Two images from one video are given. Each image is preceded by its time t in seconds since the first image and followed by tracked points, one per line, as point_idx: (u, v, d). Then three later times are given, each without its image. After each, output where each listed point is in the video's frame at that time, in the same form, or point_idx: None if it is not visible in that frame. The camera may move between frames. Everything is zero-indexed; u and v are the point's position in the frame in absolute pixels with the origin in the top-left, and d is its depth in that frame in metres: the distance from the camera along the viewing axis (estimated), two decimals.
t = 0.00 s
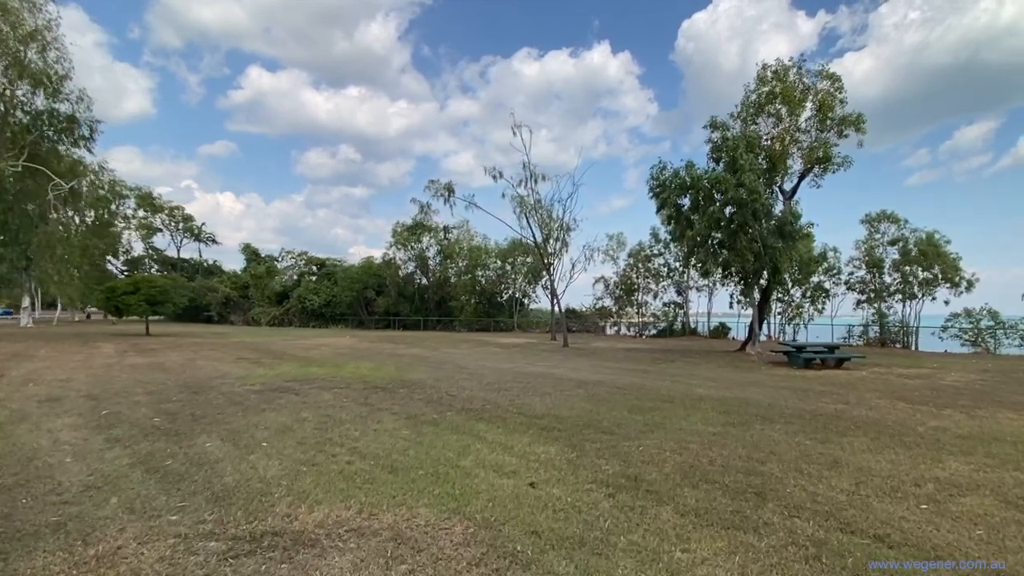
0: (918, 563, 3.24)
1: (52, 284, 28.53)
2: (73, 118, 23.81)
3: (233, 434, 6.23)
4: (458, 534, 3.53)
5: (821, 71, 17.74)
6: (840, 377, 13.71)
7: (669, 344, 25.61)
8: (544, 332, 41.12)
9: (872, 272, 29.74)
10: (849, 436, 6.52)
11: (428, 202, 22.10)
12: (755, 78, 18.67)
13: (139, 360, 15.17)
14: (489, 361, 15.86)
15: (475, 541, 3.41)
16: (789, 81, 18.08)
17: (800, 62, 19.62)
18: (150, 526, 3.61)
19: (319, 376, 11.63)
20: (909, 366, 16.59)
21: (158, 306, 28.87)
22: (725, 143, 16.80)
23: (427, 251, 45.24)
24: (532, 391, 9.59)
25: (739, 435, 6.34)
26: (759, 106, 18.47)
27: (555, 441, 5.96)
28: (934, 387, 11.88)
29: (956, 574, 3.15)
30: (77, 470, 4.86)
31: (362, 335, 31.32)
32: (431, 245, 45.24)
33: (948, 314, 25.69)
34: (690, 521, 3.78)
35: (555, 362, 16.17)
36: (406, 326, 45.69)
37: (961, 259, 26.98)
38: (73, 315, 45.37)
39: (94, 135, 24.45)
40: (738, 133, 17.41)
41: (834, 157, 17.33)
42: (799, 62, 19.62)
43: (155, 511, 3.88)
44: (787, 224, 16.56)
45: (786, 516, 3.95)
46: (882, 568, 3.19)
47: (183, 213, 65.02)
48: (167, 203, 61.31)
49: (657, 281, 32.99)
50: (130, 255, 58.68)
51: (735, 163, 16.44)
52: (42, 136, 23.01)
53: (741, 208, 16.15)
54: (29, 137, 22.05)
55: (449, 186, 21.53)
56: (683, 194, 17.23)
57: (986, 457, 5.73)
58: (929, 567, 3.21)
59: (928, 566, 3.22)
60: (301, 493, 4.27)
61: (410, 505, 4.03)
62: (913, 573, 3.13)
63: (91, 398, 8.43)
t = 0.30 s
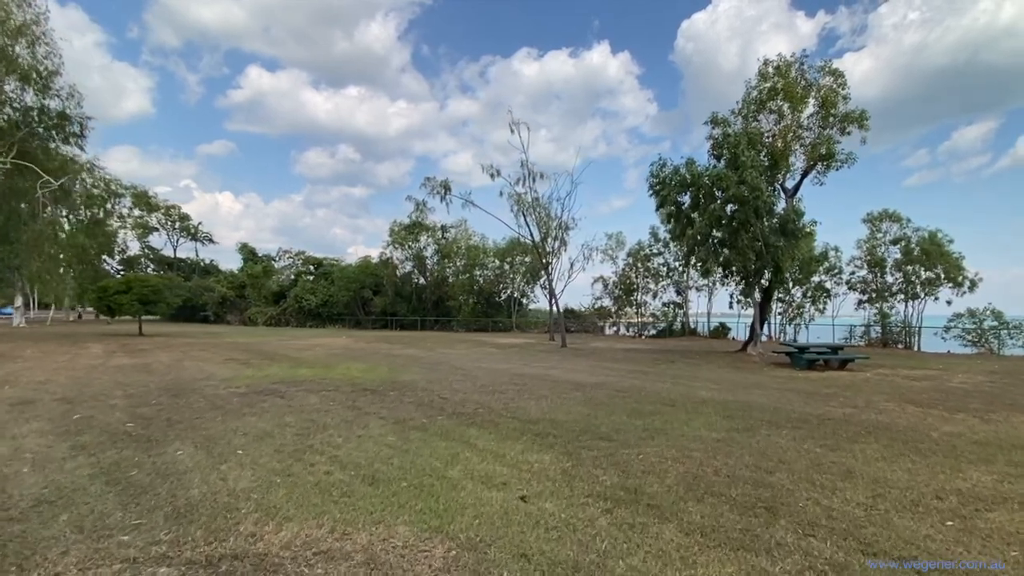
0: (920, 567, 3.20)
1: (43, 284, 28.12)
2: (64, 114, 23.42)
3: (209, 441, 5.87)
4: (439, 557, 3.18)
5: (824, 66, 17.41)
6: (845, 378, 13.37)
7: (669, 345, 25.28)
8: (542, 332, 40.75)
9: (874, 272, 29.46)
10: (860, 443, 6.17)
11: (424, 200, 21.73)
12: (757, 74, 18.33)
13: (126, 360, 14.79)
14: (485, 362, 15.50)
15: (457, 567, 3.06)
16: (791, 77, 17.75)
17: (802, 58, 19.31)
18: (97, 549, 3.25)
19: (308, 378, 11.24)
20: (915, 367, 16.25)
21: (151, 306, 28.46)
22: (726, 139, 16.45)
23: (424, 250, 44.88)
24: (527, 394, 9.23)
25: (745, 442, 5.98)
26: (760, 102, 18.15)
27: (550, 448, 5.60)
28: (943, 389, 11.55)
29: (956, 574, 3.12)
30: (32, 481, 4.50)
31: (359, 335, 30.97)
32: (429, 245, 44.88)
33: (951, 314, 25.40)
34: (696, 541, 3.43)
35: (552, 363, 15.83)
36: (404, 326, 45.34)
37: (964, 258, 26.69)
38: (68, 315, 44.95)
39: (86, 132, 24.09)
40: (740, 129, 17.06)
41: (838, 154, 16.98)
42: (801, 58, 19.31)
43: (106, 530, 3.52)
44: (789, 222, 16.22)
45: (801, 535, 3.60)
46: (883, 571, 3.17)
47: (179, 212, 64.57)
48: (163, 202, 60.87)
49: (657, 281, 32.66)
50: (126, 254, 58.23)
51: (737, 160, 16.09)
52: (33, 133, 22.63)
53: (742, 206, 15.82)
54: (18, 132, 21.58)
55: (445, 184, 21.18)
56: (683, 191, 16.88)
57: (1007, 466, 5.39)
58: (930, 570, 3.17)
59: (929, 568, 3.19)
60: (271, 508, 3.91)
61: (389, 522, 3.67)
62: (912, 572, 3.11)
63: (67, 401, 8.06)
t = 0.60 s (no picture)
0: (918, 564, 3.21)
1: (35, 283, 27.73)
2: (54, 111, 23.07)
3: (182, 449, 5.52)
4: None
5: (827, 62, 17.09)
6: (850, 380, 13.03)
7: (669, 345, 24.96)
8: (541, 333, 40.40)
9: (876, 272, 29.15)
10: (874, 452, 5.81)
11: (419, 198, 21.38)
12: (758, 70, 17.99)
13: (113, 362, 14.43)
14: (481, 364, 15.14)
15: None
16: (794, 73, 17.40)
17: (804, 54, 19.00)
18: None
19: (297, 380, 10.89)
20: (920, 369, 15.91)
21: (144, 306, 28.10)
22: (727, 135, 16.13)
23: (422, 250, 44.58)
24: (522, 398, 8.87)
25: (752, 451, 5.62)
26: (762, 99, 17.83)
27: (544, 459, 5.24)
28: (951, 392, 11.20)
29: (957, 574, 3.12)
30: None
31: (355, 335, 30.70)
32: (427, 244, 44.58)
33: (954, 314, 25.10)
34: (704, 569, 3.08)
35: (550, 364, 15.48)
36: (401, 326, 45.00)
37: (967, 258, 26.37)
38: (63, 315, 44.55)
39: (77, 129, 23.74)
40: (741, 125, 16.72)
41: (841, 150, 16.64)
42: (803, 54, 19.00)
43: (47, 557, 3.17)
44: (792, 220, 15.90)
45: (819, 560, 3.25)
46: (883, 568, 3.17)
47: (176, 211, 64.22)
48: (159, 201, 60.50)
49: (656, 281, 32.33)
50: (122, 253, 57.85)
51: (738, 156, 15.74)
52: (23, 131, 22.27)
53: (744, 204, 15.47)
54: (9, 129, 21.21)
55: (442, 182, 20.84)
56: (684, 189, 16.53)
57: None
58: (929, 567, 3.18)
59: (928, 565, 3.20)
60: (235, 529, 3.55)
61: (363, 546, 3.32)
62: (915, 572, 3.11)
63: (40, 405, 7.70)
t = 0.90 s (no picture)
0: (920, 564, 3.19)
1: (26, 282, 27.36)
2: (45, 108, 22.76)
3: (151, 457, 5.17)
4: None
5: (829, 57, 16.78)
6: (855, 382, 12.71)
7: (669, 346, 24.64)
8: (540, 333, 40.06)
9: (878, 271, 28.86)
10: (886, 459, 5.48)
11: (415, 196, 21.05)
12: (760, 66, 17.68)
13: (100, 362, 14.10)
14: (476, 365, 14.80)
15: None
16: (796, 68, 17.07)
17: (806, 50, 18.70)
18: None
19: (286, 382, 10.54)
20: (926, 370, 15.59)
21: (137, 306, 27.76)
22: (728, 132, 15.82)
23: (420, 250, 44.31)
24: (517, 401, 8.53)
25: (758, 460, 5.29)
26: (764, 96, 17.52)
27: (537, 467, 4.91)
28: (960, 394, 10.87)
29: (956, 574, 3.10)
30: None
31: (352, 336, 30.39)
32: (425, 244, 44.32)
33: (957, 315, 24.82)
34: None
35: (547, 365, 15.16)
36: (399, 326, 44.70)
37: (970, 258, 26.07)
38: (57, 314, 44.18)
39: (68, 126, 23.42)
40: (743, 122, 16.39)
41: (845, 147, 16.30)
42: (805, 50, 18.70)
43: None
44: (795, 218, 15.57)
45: None
46: (884, 569, 3.15)
47: (173, 211, 63.91)
48: (156, 201, 60.17)
49: (656, 281, 32.02)
50: (118, 252, 57.53)
51: (740, 153, 15.42)
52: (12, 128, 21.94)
53: (746, 201, 15.13)
54: None
55: (438, 179, 20.51)
56: (684, 186, 16.21)
57: None
58: (930, 567, 3.15)
59: (930, 566, 3.17)
60: (193, 549, 3.23)
61: (333, 570, 2.99)
62: (916, 573, 3.09)
63: (12, 409, 7.36)
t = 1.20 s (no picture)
0: (919, 565, 3.18)
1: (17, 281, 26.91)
2: (35, 105, 22.38)
3: (116, 468, 4.80)
4: None
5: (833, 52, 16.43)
6: (861, 384, 12.35)
7: (669, 346, 24.29)
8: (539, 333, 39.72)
9: (881, 271, 28.52)
10: (904, 469, 5.13)
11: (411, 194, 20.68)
12: (763, 61, 17.35)
13: (85, 363, 13.71)
14: (472, 366, 14.43)
15: None
16: (799, 63, 16.72)
17: (809, 46, 18.36)
18: None
19: (274, 384, 10.18)
20: (932, 371, 15.24)
21: (131, 306, 27.36)
22: (730, 128, 15.46)
23: (418, 249, 43.93)
24: (512, 405, 8.16)
25: (767, 471, 4.93)
26: (766, 92, 17.16)
27: (530, 480, 4.55)
28: (971, 397, 10.52)
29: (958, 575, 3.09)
30: None
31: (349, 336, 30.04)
32: (423, 243, 43.94)
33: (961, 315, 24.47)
34: None
35: (545, 366, 14.83)
36: (397, 326, 44.36)
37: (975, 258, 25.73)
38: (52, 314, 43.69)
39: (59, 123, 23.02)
40: (746, 117, 16.03)
41: (850, 143, 15.93)
42: (808, 46, 18.36)
43: None
44: (799, 216, 15.19)
45: None
46: (883, 570, 3.13)
47: (171, 211, 63.55)
48: (153, 200, 59.73)
49: (656, 281, 31.66)
50: (115, 252, 57.08)
51: (742, 149, 15.06)
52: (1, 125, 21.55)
53: (749, 198, 14.76)
54: None
55: (435, 177, 20.13)
56: (686, 184, 15.86)
57: None
58: (929, 567, 3.15)
59: (929, 566, 3.17)
60: None
61: None
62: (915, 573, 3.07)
63: None
